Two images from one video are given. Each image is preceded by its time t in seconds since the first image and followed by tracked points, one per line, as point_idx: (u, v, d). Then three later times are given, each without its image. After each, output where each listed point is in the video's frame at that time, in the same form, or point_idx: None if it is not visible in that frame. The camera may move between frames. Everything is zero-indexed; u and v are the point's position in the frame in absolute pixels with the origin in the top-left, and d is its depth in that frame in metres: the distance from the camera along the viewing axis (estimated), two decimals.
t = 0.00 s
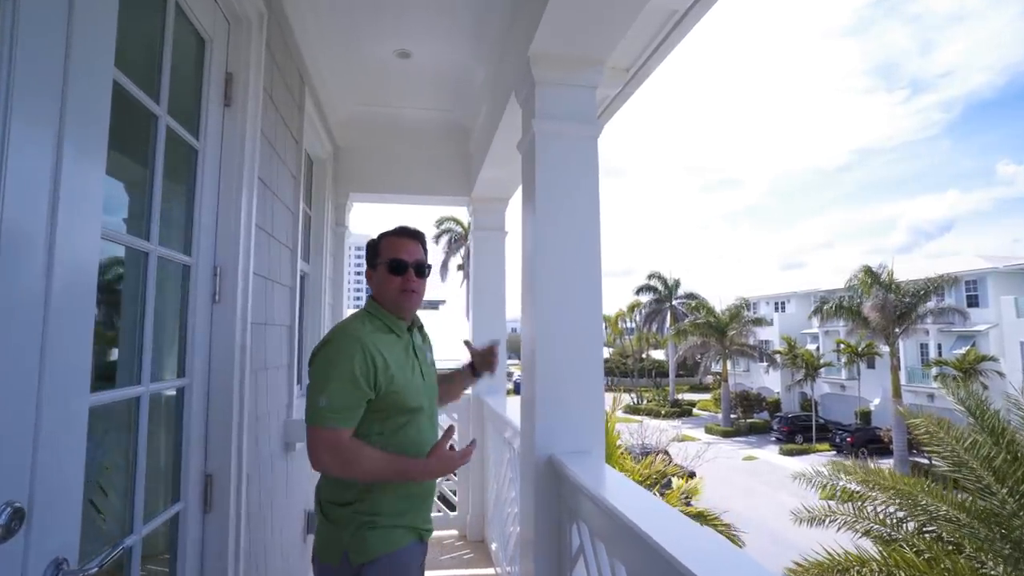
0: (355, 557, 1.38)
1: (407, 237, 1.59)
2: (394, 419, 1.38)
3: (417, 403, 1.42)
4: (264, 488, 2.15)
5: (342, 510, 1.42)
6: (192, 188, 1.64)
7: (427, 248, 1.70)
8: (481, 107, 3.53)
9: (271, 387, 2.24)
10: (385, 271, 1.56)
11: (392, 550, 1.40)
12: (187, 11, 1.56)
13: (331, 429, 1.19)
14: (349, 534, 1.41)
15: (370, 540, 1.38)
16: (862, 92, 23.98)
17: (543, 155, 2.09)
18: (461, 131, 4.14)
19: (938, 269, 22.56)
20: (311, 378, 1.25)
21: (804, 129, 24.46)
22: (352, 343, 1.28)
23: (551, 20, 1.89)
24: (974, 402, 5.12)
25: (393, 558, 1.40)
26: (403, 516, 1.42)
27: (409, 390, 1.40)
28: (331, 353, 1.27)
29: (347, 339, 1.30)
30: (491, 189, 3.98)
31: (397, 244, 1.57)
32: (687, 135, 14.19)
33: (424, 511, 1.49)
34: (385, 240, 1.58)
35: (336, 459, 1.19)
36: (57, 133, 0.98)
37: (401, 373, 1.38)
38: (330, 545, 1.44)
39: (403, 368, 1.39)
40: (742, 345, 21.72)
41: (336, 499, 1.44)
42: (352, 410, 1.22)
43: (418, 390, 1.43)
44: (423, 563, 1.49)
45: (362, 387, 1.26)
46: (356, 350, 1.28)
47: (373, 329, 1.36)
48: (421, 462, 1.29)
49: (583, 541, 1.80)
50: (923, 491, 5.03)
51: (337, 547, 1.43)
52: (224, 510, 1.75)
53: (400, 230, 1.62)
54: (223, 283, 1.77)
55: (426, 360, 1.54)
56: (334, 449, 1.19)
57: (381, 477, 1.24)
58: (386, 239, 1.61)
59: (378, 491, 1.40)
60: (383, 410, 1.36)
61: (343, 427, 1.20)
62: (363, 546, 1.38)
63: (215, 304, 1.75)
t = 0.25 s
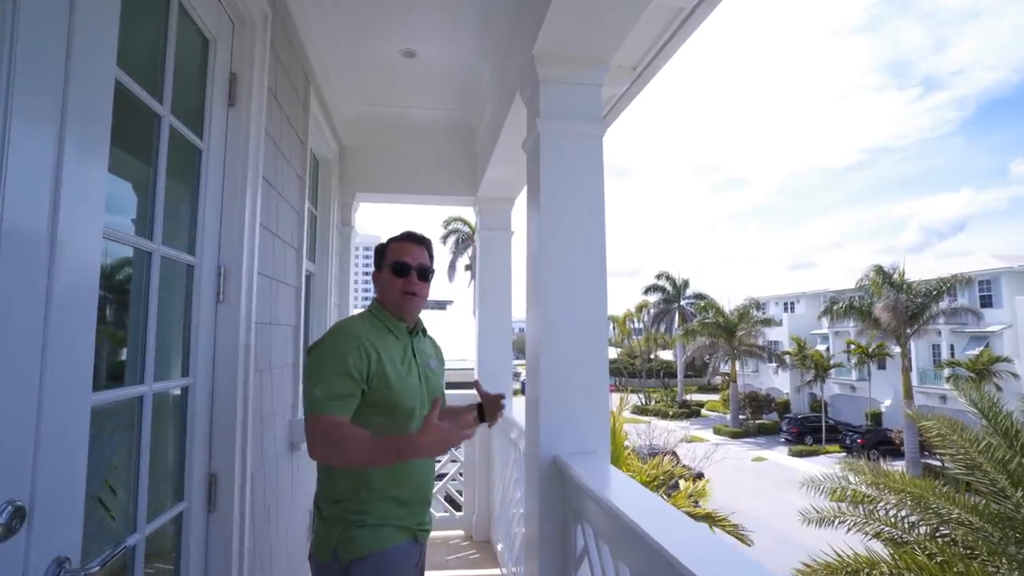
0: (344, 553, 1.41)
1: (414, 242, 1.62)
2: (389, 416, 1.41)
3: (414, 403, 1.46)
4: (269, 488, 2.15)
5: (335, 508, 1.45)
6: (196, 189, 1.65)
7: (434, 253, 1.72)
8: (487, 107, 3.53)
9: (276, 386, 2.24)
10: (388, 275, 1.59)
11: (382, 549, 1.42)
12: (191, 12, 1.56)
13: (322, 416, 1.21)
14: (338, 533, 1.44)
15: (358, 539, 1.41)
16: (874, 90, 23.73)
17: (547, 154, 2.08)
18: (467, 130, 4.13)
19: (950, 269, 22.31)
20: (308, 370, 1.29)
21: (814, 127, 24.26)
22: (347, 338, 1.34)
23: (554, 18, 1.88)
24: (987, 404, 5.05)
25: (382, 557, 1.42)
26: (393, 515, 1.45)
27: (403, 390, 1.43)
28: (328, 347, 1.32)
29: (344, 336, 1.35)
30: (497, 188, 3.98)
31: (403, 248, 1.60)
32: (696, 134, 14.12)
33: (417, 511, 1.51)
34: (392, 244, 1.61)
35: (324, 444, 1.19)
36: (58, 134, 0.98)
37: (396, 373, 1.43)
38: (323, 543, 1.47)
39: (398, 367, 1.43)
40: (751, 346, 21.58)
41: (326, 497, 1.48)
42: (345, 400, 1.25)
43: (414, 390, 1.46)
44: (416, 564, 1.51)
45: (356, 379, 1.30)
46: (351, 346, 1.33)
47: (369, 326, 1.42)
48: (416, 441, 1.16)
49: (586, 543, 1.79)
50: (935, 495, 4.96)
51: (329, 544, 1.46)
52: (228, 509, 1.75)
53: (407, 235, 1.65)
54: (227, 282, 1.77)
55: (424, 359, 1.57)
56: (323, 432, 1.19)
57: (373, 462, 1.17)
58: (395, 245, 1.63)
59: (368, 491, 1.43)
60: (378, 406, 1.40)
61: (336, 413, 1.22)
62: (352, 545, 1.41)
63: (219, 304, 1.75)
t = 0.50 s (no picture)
0: (344, 552, 1.41)
1: (419, 242, 1.63)
2: (389, 413, 1.42)
3: (414, 401, 1.46)
4: (273, 487, 2.15)
5: (335, 507, 1.45)
6: (200, 187, 1.65)
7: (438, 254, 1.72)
8: (493, 105, 3.52)
9: (281, 385, 2.24)
10: (391, 273, 1.59)
11: (382, 549, 1.42)
12: (195, 11, 1.56)
13: (320, 415, 1.20)
14: (338, 531, 1.44)
15: (358, 538, 1.41)
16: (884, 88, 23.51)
17: (552, 152, 2.08)
18: (473, 129, 4.13)
19: (962, 268, 22.11)
20: (308, 368, 1.30)
21: (823, 124, 24.11)
22: (346, 336, 1.34)
23: (559, 16, 1.87)
24: (999, 405, 5.01)
25: (381, 557, 1.42)
26: (395, 514, 1.45)
27: (404, 387, 1.43)
28: (328, 345, 1.32)
29: (343, 332, 1.36)
30: (502, 187, 3.97)
31: (408, 247, 1.60)
32: (704, 132, 14.09)
33: (419, 511, 1.51)
34: (399, 243, 1.62)
35: (320, 444, 1.18)
36: (61, 132, 0.98)
37: (397, 371, 1.43)
38: (323, 542, 1.47)
39: (399, 365, 1.44)
40: (759, 346, 21.47)
41: (326, 495, 1.48)
42: (346, 399, 1.25)
43: (415, 387, 1.47)
44: (418, 565, 1.50)
45: (357, 376, 1.30)
46: (350, 343, 1.33)
47: (368, 324, 1.42)
48: (402, 446, 1.12)
49: (591, 543, 1.78)
50: (944, 496, 4.89)
51: (329, 542, 1.45)
52: (234, 507, 1.76)
53: (413, 235, 1.65)
54: (231, 281, 1.77)
55: (424, 357, 1.57)
56: (322, 429, 1.19)
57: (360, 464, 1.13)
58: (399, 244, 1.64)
59: (370, 490, 1.43)
60: (379, 404, 1.41)
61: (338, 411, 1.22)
62: (352, 544, 1.41)
63: (224, 303, 1.75)
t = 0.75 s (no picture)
0: (353, 555, 1.41)
1: (415, 237, 1.62)
2: (395, 414, 1.42)
3: (417, 400, 1.47)
4: (278, 483, 2.16)
5: (341, 509, 1.45)
6: (203, 185, 1.65)
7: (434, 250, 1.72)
8: (497, 102, 3.51)
9: (285, 382, 2.25)
10: (388, 270, 1.58)
11: (390, 551, 1.43)
12: (197, 8, 1.56)
13: (337, 424, 1.23)
14: (346, 533, 1.44)
15: (367, 539, 1.41)
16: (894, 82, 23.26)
17: (555, 148, 2.06)
18: (477, 125, 4.12)
19: (972, 265, 21.89)
20: (311, 374, 1.29)
21: (831, 120, 23.91)
22: (348, 338, 1.33)
23: (562, 11, 1.86)
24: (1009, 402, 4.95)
25: (388, 559, 1.43)
26: (402, 515, 1.46)
27: (407, 387, 1.44)
28: (330, 348, 1.31)
29: (343, 333, 1.34)
30: (507, 184, 3.97)
31: (404, 243, 1.59)
32: (711, 128, 13.99)
33: (425, 512, 1.53)
34: (392, 238, 1.60)
35: (341, 456, 1.22)
36: (62, 128, 0.98)
37: (400, 371, 1.42)
38: (328, 544, 1.47)
39: (400, 365, 1.43)
40: (767, 343, 21.37)
41: (331, 497, 1.47)
42: (353, 406, 1.26)
43: (417, 386, 1.47)
44: (425, 563, 1.51)
45: (362, 382, 1.30)
46: (353, 345, 1.32)
47: (369, 325, 1.41)
48: (431, 451, 1.26)
49: (595, 540, 1.77)
50: (953, 494, 4.86)
51: (335, 545, 1.45)
52: (238, 503, 1.76)
53: (410, 230, 1.65)
54: (235, 278, 1.77)
55: (424, 355, 1.57)
56: (337, 442, 1.22)
57: (390, 470, 1.24)
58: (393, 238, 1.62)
59: (378, 491, 1.43)
60: (383, 406, 1.41)
61: (346, 421, 1.24)
62: (361, 547, 1.41)
63: (227, 300, 1.75)
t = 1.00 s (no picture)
0: (361, 556, 1.41)
1: (415, 233, 1.62)
2: (394, 410, 1.42)
3: (415, 396, 1.47)
4: (285, 477, 2.17)
5: (347, 510, 1.44)
6: (209, 180, 1.65)
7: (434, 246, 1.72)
8: (504, 97, 3.50)
9: (291, 377, 2.25)
10: (386, 264, 1.57)
11: (398, 551, 1.43)
12: (200, 2, 1.55)
13: (335, 420, 1.23)
14: (354, 532, 1.43)
15: (375, 540, 1.42)
16: (905, 76, 22.97)
17: (560, 141, 2.05)
18: (483, 120, 4.11)
19: (984, 260, 21.66)
20: (304, 372, 1.28)
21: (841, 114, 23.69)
22: (342, 334, 1.32)
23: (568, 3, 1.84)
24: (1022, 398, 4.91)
25: (396, 559, 1.43)
26: (410, 514, 1.47)
27: (404, 384, 1.44)
28: (324, 343, 1.30)
29: (337, 330, 1.33)
30: (513, 179, 3.96)
31: (406, 238, 1.59)
32: (719, 122, 13.89)
33: (432, 510, 1.54)
34: (393, 232, 1.60)
35: (341, 451, 1.22)
36: (66, 123, 0.98)
37: (395, 367, 1.43)
38: (334, 545, 1.46)
39: (397, 360, 1.43)
40: (775, 339, 21.26)
41: (336, 498, 1.46)
42: (350, 403, 1.25)
43: (413, 381, 1.47)
44: (430, 561, 1.53)
45: (359, 378, 1.30)
46: (348, 342, 1.32)
47: (363, 321, 1.41)
48: (434, 427, 1.26)
49: (601, 535, 1.76)
50: (963, 492, 4.81)
51: (341, 545, 1.45)
52: (244, 496, 1.77)
53: (410, 225, 1.64)
54: (241, 272, 1.77)
55: (420, 350, 1.57)
56: (336, 440, 1.22)
57: (394, 455, 1.24)
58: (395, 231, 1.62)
59: (384, 491, 1.44)
60: (381, 404, 1.41)
61: (344, 417, 1.24)
62: (369, 547, 1.41)
63: (233, 294, 1.75)
